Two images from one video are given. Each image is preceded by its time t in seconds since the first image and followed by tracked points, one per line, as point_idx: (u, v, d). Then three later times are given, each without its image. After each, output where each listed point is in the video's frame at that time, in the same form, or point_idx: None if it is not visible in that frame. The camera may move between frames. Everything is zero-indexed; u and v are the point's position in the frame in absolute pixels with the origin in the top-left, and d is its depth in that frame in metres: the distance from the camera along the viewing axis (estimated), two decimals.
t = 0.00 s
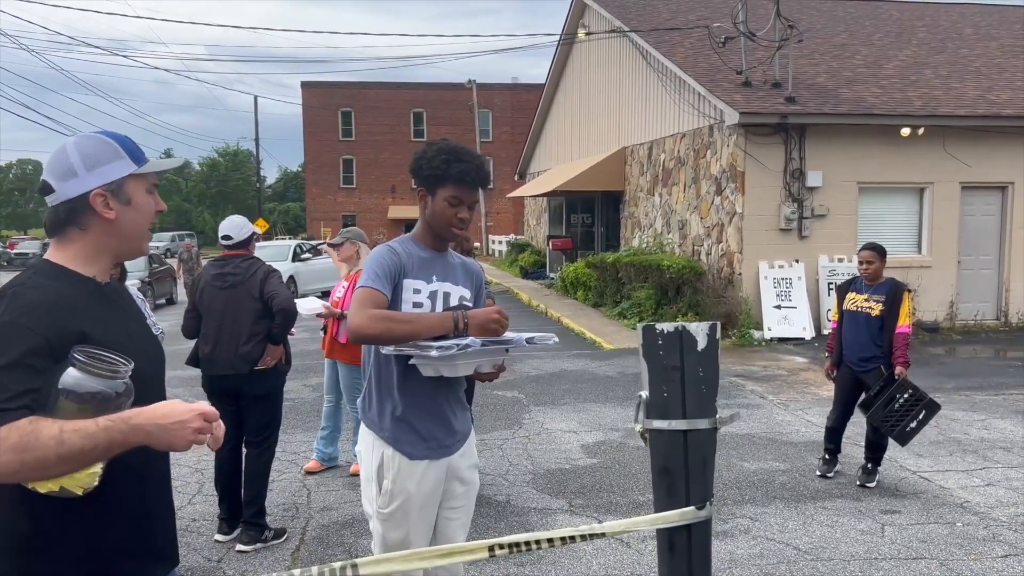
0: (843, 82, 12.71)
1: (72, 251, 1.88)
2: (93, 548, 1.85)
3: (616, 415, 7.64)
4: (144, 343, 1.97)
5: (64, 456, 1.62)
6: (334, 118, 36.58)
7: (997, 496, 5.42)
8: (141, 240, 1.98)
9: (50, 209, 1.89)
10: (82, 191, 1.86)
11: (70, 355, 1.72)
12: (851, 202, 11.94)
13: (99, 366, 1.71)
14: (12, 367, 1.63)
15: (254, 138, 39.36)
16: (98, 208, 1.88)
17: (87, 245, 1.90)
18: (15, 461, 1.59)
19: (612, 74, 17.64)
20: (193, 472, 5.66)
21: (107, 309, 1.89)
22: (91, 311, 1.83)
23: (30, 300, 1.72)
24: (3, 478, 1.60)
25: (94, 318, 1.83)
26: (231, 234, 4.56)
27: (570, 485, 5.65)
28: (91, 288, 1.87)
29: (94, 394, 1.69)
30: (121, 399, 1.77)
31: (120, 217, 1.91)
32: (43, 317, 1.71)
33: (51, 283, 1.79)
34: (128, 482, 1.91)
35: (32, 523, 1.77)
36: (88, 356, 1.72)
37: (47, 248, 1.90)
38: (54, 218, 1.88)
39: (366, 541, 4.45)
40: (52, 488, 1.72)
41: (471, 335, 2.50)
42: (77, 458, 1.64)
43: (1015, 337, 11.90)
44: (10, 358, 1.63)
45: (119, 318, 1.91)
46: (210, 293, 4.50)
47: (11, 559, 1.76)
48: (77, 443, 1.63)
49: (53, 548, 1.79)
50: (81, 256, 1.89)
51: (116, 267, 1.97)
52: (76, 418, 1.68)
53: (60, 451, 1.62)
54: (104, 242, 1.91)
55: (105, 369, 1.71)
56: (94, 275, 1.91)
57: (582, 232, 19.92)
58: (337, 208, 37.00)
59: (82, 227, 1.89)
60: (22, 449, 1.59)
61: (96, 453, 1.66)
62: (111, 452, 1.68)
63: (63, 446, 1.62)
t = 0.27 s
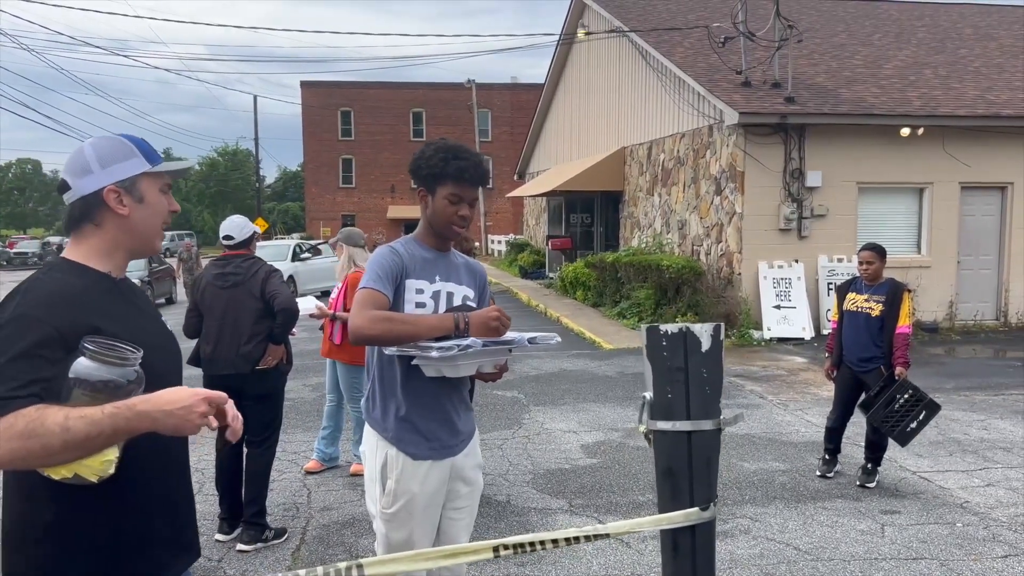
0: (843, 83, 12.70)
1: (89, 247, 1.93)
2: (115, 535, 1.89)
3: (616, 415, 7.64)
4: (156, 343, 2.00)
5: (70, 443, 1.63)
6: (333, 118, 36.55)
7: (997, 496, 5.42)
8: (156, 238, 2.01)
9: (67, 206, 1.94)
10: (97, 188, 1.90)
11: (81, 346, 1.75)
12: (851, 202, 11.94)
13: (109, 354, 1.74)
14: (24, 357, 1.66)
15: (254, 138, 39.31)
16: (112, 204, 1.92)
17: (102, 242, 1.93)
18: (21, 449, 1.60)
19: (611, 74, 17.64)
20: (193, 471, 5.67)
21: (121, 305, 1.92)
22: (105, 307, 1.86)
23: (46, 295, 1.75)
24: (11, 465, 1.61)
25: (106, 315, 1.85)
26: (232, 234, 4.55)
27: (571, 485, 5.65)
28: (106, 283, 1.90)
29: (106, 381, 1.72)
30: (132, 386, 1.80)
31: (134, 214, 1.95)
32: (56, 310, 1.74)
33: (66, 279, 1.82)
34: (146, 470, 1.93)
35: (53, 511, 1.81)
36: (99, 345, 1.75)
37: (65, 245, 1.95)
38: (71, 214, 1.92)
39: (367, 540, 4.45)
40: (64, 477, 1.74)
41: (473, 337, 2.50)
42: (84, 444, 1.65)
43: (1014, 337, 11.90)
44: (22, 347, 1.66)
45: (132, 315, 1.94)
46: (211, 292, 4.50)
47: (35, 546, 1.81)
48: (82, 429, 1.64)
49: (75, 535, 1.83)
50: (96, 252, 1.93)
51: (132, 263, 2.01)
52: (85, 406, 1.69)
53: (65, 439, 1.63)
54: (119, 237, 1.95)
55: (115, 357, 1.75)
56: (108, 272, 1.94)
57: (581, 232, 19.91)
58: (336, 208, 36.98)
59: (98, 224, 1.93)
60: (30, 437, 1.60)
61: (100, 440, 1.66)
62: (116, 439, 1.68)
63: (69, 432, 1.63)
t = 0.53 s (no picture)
0: (845, 83, 12.70)
1: (107, 246, 1.93)
2: (133, 525, 1.90)
3: (617, 415, 7.64)
4: (170, 342, 2.01)
5: (85, 435, 1.64)
6: (334, 117, 36.55)
7: (999, 497, 5.42)
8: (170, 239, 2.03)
9: (84, 206, 1.94)
10: (116, 188, 1.91)
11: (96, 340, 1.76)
12: (853, 202, 11.93)
13: (123, 348, 1.73)
14: (40, 352, 1.68)
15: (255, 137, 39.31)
16: (130, 203, 1.93)
17: (119, 241, 1.94)
18: (36, 441, 1.60)
19: (612, 73, 17.63)
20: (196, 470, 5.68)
21: (135, 302, 1.93)
22: (120, 304, 1.87)
23: (63, 291, 1.77)
24: (26, 457, 1.61)
25: (121, 312, 1.87)
26: (236, 232, 4.55)
27: (573, 484, 5.66)
28: (121, 280, 1.91)
29: (121, 377, 1.71)
30: (146, 381, 1.78)
31: (152, 214, 1.96)
32: (72, 306, 1.76)
33: (82, 276, 1.84)
34: (161, 460, 1.95)
35: (71, 502, 1.82)
36: (113, 340, 1.74)
37: (80, 242, 1.96)
38: (88, 214, 1.93)
39: (371, 539, 4.46)
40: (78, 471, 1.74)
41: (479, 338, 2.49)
42: (98, 436, 1.65)
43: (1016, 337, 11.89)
44: (39, 343, 1.68)
45: (147, 313, 1.95)
46: (216, 291, 4.51)
47: (55, 538, 1.82)
48: (97, 420, 1.64)
49: (92, 527, 1.84)
50: (113, 251, 1.93)
51: (146, 262, 2.02)
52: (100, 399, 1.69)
53: (80, 431, 1.63)
54: (136, 237, 1.96)
55: (128, 351, 1.73)
56: (124, 270, 1.95)
57: (582, 231, 19.91)
58: (338, 207, 37.00)
59: (115, 223, 1.94)
60: (45, 429, 1.61)
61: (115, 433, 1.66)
62: (130, 431, 1.68)
63: (84, 424, 1.63)
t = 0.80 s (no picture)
0: (848, 82, 12.69)
1: (120, 243, 1.95)
2: (141, 522, 1.90)
3: (620, 414, 7.65)
4: (182, 341, 2.02)
5: (103, 431, 1.66)
6: (337, 116, 36.57)
7: (1003, 497, 5.42)
8: (182, 236, 2.04)
9: (97, 204, 1.96)
10: (127, 186, 1.92)
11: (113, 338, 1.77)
12: (856, 202, 11.93)
13: (139, 347, 1.76)
14: (59, 348, 1.68)
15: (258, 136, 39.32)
16: (142, 200, 1.94)
17: (132, 238, 1.96)
18: (56, 436, 1.62)
19: (616, 73, 17.63)
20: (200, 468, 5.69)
21: (150, 300, 1.94)
22: (135, 303, 1.88)
23: (80, 287, 1.78)
24: (45, 452, 1.63)
25: (136, 309, 1.87)
26: (240, 231, 4.57)
27: (576, 484, 5.67)
28: (135, 278, 1.92)
29: (136, 375, 1.74)
30: (161, 380, 1.80)
31: (163, 211, 1.97)
32: (90, 302, 1.76)
33: (99, 273, 1.84)
34: (169, 457, 1.96)
35: (82, 499, 1.83)
36: (130, 338, 1.77)
37: (94, 241, 1.97)
38: (101, 211, 1.95)
39: (375, 537, 4.47)
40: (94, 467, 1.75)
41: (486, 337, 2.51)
42: (116, 433, 1.67)
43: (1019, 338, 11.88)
44: (58, 339, 1.69)
45: (161, 311, 1.96)
46: (219, 289, 4.51)
47: (62, 534, 1.83)
48: (116, 417, 1.66)
49: (102, 524, 1.85)
50: (126, 248, 1.95)
51: (159, 260, 2.03)
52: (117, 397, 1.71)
53: (99, 427, 1.65)
54: (148, 234, 1.97)
55: (145, 350, 1.76)
56: (137, 267, 1.96)
57: (585, 230, 19.91)
58: (341, 206, 37.02)
59: (127, 220, 1.95)
60: (65, 424, 1.63)
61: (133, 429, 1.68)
62: (147, 429, 1.71)
63: (102, 421, 1.65)
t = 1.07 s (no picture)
0: (851, 82, 12.67)
1: (128, 240, 1.95)
2: (144, 520, 1.91)
3: (623, 413, 7.65)
4: (188, 339, 2.03)
5: (110, 427, 1.66)
6: (340, 115, 36.59)
7: (1006, 497, 5.42)
8: (190, 235, 2.05)
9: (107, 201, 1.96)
10: (137, 183, 1.93)
11: (122, 335, 1.78)
12: (860, 202, 11.91)
13: (148, 344, 1.76)
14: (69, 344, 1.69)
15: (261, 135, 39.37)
16: (150, 198, 1.94)
17: (141, 235, 1.96)
18: (64, 430, 1.63)
19: (619, 72, 17.63)
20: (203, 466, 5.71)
21: (157, 299, 1.95)
22: (143, 300, 1.89)
23: (90, 284, 1.78)
24: (53, 446, 1.64)
25: (144, 306, 1.88)
26: (244, 230, 4.58)
27: (579, 483, 5.67)
28: (143, 276, 1.93)
29: (144, 372, 1.74)
30: (169, 378, 1.80)
31: (171, 209, 1.98)
32: (99, 299, 1.77)
33: (108, 270, 1.85)
34: (172, 456, 1.98)
35: (85, 495, 1.84)
36: (139, 336, 1.77)
37: (103, 238, 1.98)
38: (111, 208, 1.95)
39: (378, 535, 4.48)
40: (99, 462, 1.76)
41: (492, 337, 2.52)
42: (124, 430, 1.68)
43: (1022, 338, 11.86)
44: (68, 334, 1.70)
45: (168, 310, 1.97)
46: (223, 288, 4.53)
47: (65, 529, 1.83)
48: (124, 413, 1.67)
49: (105, 520, 1.86)
50: (135, 246, 1.95)
51: (167, 258, 2.04)
52: (125, 393, 1.72)
53: (106, 422, 1.66)
54: (158, 231, 1.98)
55: (153, 348, 1.76)
56: (146, 265, 1.97)
57: (588, 230, 19.90)
58: (344, 206, 37.05)
59: (136, 218, 1.96)
60: (73, 419, 1.64)
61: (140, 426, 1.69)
62: (154, 427, 1.72)
63: (110, 417, 1.66)
